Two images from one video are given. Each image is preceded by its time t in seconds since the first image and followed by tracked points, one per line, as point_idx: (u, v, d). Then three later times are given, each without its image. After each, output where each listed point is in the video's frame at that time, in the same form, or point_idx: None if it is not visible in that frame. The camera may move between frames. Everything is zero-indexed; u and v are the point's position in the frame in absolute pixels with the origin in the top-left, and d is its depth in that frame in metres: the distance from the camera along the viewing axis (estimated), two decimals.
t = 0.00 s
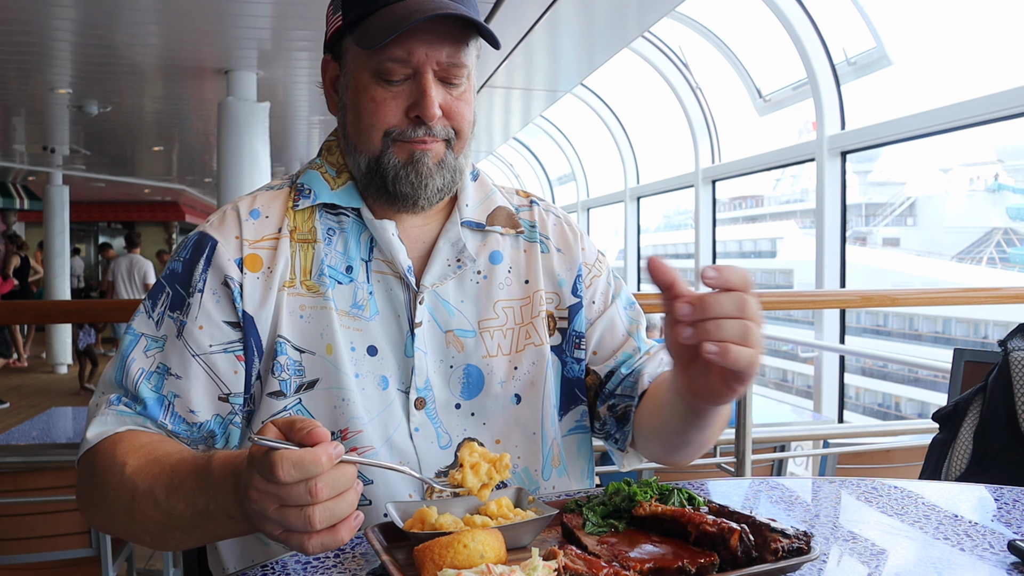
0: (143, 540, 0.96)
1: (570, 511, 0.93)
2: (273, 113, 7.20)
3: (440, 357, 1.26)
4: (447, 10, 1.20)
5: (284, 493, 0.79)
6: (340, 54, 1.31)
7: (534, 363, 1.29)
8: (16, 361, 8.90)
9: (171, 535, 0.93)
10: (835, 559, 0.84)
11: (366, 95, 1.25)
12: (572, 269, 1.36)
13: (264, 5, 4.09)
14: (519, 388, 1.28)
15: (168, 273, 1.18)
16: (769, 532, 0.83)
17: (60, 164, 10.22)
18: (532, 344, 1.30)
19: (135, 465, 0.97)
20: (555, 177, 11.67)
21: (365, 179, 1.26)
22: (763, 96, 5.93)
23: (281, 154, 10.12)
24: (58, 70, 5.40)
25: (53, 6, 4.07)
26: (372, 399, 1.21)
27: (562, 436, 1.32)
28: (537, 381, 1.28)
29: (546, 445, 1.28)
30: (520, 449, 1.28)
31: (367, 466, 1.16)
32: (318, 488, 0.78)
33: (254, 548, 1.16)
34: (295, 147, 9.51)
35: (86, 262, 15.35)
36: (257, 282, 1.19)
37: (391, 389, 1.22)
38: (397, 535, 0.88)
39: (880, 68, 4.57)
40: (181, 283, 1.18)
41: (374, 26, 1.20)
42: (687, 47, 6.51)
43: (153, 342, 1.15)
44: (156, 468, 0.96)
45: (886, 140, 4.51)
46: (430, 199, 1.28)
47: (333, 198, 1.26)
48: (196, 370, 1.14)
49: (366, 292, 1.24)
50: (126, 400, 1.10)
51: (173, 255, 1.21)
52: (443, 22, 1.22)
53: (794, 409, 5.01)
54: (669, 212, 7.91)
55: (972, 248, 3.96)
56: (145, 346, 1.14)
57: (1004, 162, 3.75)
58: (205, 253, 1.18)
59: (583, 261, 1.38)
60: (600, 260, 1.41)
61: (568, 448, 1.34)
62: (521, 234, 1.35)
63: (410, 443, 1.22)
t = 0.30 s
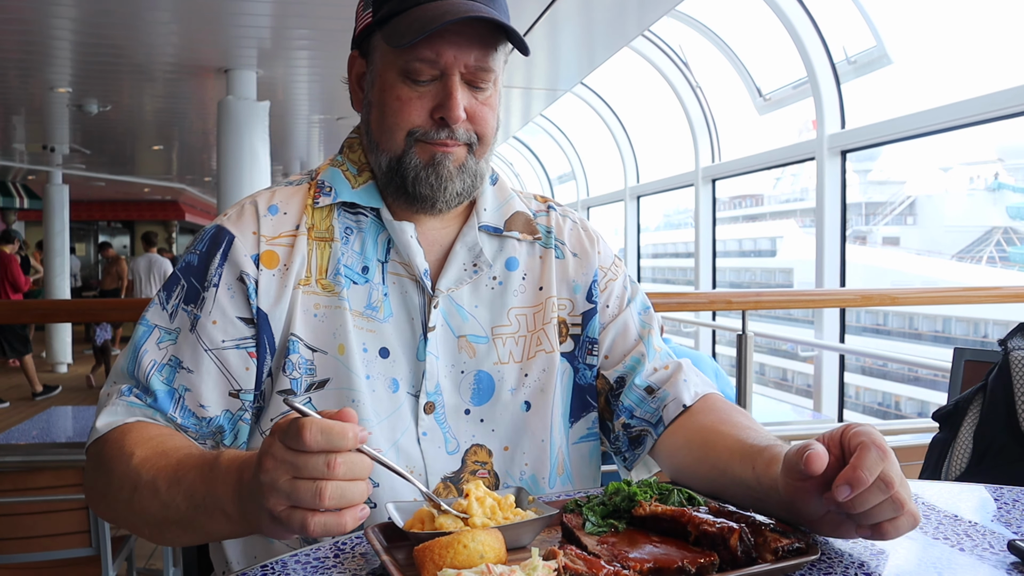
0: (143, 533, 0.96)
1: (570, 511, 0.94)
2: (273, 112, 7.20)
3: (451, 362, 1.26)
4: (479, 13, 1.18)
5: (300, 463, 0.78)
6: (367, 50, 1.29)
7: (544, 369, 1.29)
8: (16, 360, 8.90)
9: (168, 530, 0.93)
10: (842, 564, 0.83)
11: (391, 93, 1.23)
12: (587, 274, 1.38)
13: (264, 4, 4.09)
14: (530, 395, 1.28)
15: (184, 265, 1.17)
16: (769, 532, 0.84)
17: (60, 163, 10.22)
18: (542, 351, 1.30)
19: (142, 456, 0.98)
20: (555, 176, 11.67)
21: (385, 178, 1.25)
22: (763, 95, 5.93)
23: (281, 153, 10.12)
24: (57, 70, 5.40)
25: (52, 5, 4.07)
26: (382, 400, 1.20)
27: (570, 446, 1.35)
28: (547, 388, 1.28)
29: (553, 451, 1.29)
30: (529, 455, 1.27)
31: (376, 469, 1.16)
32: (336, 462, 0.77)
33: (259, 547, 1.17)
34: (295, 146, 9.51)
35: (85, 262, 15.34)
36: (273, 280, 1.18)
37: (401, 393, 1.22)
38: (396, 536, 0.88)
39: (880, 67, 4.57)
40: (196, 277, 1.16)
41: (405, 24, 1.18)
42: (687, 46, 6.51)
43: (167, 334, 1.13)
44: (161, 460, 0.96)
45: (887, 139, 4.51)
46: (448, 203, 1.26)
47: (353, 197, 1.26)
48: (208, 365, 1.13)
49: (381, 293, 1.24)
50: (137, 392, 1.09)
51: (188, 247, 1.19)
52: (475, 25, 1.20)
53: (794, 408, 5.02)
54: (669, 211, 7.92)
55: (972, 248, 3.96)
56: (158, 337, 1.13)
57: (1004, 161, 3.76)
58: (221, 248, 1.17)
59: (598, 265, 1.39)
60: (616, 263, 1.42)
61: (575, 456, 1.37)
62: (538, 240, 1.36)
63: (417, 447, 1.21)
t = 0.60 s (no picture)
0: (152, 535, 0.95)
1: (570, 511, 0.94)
2: (273, 112, 7.19)
3: (465, 363, 1.26)
4: (506, 16, 1.17)
5: (300, 519, 0.72)
6: (393, 47, 1.26)
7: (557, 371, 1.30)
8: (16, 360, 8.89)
9: (176, 533, 0.91)
10: (842, 563, 0.83)
11: (413, 91, 1.21)
12: (598, 278, 1.38)
13: (264, 4, 4.09)
14: (541, 396, 1.29)
15: (200, 261, 1.15)
16: (768, 532, 0.84)
17: (60, 164, 10.23)
18: (554, 352, 1.31)
19: (145, 459, 0.95)
20: (555, 176, 11.67)
21: (401, 176, 1.24)
22: (763, 95, 5.93)
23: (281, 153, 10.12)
24: (57, 70, 5.40)
25: (53, 5, 4.07)
26: (396, 400, 1.20)
27: (578, 446, 1.35)
28: (558, 390, 1.29)
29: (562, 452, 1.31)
30: (541, 457, 1.28)
31: (388, 469, 1.15)
32: (339, 507, 0.72)
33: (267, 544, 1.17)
34: (294, 146, 9.51)
35: (85, 262, 15.34)
36: (290, 277, 1.17)
37: (415, 393, 1.22)
38: (397, 536, 0.88)
39: (880, 67, 4.57)
40: (213, 272, 1.15)
41: (432, 22, 1.16)
42: (687, 46, 6.51)
43: (181, 330, 1.12)
44: (165, 464, 0.94)
45: (886, 139, 4.51)
46: (461, 205, 1.25)
47: (370, 196, 1.25)
48: (223, 362, 1.11)
49: (396, 294, 1.23)
50: (150, 389, 1.06)
51: (205, 242, 1.18)
52: (501, 29, 1.19)
53: (794, 408, 5.02)
54: (669, 211, 7.92)
55: (972, 247, 3.96)
56: (173, 333, 1.11)
57: (1004, 161, 3.76)
58: (239, 244, 1.15)
59: (609, 270, 1.39)
60: (628, 267, 1.42)
61: (584, 457, 1.37)
62: (551, 242, 1.36)
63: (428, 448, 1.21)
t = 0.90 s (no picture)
0: (163, 538, 0.93)
1: (570, 511, 0.94)
2: (273, 112, 7.20)
3: (466, 365, 1.27)
4: (497, 8, 1.16)
5: (326, 490, 0.72)
6: (388, 49, 1.26)
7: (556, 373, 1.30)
8: (16, 360, 8.89)
9: (190, 533, 0.90)
10: (843, 563, 0.83)
11: (407, 93, 1.20)
12: (597, 279, 1.38)
13: (265, 4, 4.10)
14: (543, 398, 1.29)
15: (203, 264, 1.15)
16: (769, 532, 0.84)
17: (61, 164, 10.23)
18: (554, 354, 1.30)
19: (152, 457, 0.94)
20: (555, 176, 11.67)
21: (399, 180, 1.23)
22: (763, 96, 5.93)
23: (281, 153, 10.12)
24: (57, 70, 5.41)
25: (53, 5, 4.07)
26: (399, 403, 1.21)
27: (578, 447, 1.36)
28: (559, 392, 1.29)
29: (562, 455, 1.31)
30: (544, 459, 1.27)
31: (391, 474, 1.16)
32: (363, 473, 0.72)
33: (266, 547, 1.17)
34: (295, 146, 9.51)
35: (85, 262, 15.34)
36: (294, 280, 1.17)
37: (417, 396, 1.22)
38: (396, 536, 0.88)
39: (880, 68, 4.57)
40: (218, 275, 1.14)
41: (423, 19, 1.15)
42: (687, 46, 6.51)
43: (187, 333, 1.11)
44: (173, 461, 0.93)
45: (886, 139, 4.52)
46: (460, 213, 1.25)
47: (371, 198, 1.25)
48: (232, 364, 1.11)
49: (398, 296, 1.23)
50: (156, 393, 1.05)
51: (207, 244, 1.18)
52: (494, 22, 1.18)
53: (794, 408, 5.02)
54: (669, 211, 7.92)
55: (972, 248, 3.96)
56: (178, 337, 1.11)
57: (1004, 161, 3.76)
58: (243, 246, 1.15)
59: (608, 271, 1.39)
60: (627, 269, 1.42)
61: (583, 458, 1.37)
62: (552, 244, 1.36)
63: (431, 451, 1.21)
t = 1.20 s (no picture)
0: (162, 543, 0.92)
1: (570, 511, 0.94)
2: (273, 112, 7.20)
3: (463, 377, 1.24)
4: (499, 14, 1.14)
5: (347, 438, 0.73)
6: (379, 50, 1.24)
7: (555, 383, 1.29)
8: (16, 360, 8.89)
9: (192, 531, 0.89)
10: (842, 563, 0.83)
11: (403, 99, 1.18)
12: (597, 283, 1.37)
13: (264, 4, 4.10)
14: (541, 408, 1.28)
15: (191, 273, 1.14)
16: (768, 532, 0.84)
17: (61, 163, 10.23)
18: (553, 362, 1.30)
19: (144, 456, 0.94)
20: (555, 176, 11.67)
21: (395, 189, 1.21)
22: (763, 96, 5.93)
23: (281, 153, 10.12)
24: (57, 70, 5.41)
25: (52, 4, 4.06)
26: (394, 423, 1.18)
27: (578, 455, 1.35)
28: (558, 402, 1.28)
29: (562, 466, 1.30)
30: (543, 471, 1.27)
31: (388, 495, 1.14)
32: (384, 416, 0.73)
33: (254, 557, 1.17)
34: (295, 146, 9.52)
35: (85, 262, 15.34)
36: (285, 292, 1.16)
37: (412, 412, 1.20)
38: (396, 536, 0.88)
39: (880, 68, 4.57)
40: (207, 284, 1.13)
41: (420, 24, 1.13)
42: (687, 46, 6.51)
43: (174, 346, 1.10)
44: (168, 456, 0.92)
45: (886, 139, 4.52)
46: (461, 218, 1.23)
47: (363, 208, 1.23)
48: (225, 376, 1.11)
49: (392, 309, 1.23)
50: (144, 402, 1.06)
51: (191, 253, 1.17)
52: (493, 25, 1.16)
53: (794, 408, 5.02)
54: (669, 211, 7.92)
55: (972, 248, 3.96)
56: (165, 349, 1.10)
57: (1004, 161, 3.75)
58: (232, 256, 1.14)
59: (608, 273, 1.39)
60: (626, 269, 1.43)
61: (584, 466, 1.36)
62: (550, 247, 1.36)
63: (429, 468, 1.20)
